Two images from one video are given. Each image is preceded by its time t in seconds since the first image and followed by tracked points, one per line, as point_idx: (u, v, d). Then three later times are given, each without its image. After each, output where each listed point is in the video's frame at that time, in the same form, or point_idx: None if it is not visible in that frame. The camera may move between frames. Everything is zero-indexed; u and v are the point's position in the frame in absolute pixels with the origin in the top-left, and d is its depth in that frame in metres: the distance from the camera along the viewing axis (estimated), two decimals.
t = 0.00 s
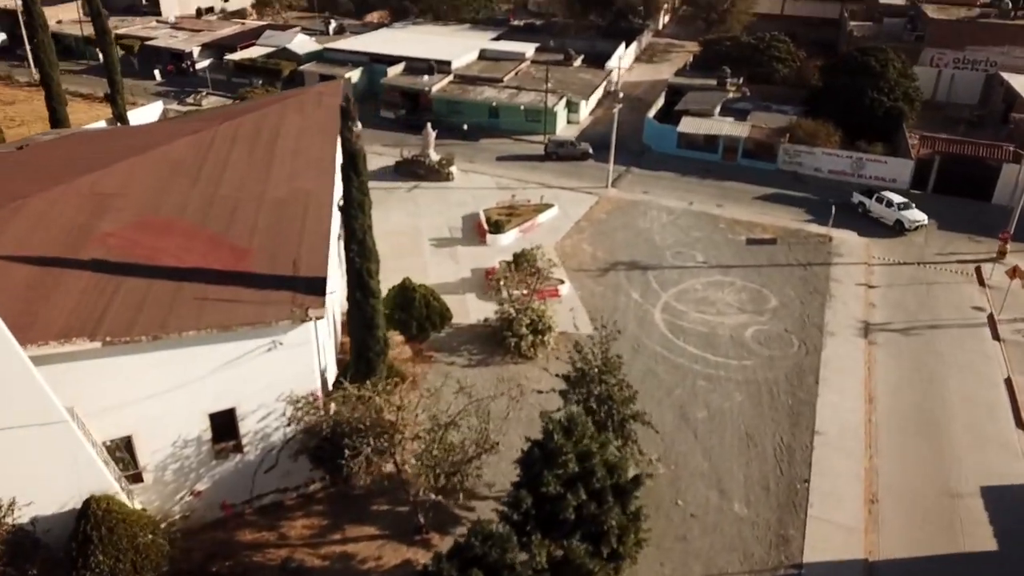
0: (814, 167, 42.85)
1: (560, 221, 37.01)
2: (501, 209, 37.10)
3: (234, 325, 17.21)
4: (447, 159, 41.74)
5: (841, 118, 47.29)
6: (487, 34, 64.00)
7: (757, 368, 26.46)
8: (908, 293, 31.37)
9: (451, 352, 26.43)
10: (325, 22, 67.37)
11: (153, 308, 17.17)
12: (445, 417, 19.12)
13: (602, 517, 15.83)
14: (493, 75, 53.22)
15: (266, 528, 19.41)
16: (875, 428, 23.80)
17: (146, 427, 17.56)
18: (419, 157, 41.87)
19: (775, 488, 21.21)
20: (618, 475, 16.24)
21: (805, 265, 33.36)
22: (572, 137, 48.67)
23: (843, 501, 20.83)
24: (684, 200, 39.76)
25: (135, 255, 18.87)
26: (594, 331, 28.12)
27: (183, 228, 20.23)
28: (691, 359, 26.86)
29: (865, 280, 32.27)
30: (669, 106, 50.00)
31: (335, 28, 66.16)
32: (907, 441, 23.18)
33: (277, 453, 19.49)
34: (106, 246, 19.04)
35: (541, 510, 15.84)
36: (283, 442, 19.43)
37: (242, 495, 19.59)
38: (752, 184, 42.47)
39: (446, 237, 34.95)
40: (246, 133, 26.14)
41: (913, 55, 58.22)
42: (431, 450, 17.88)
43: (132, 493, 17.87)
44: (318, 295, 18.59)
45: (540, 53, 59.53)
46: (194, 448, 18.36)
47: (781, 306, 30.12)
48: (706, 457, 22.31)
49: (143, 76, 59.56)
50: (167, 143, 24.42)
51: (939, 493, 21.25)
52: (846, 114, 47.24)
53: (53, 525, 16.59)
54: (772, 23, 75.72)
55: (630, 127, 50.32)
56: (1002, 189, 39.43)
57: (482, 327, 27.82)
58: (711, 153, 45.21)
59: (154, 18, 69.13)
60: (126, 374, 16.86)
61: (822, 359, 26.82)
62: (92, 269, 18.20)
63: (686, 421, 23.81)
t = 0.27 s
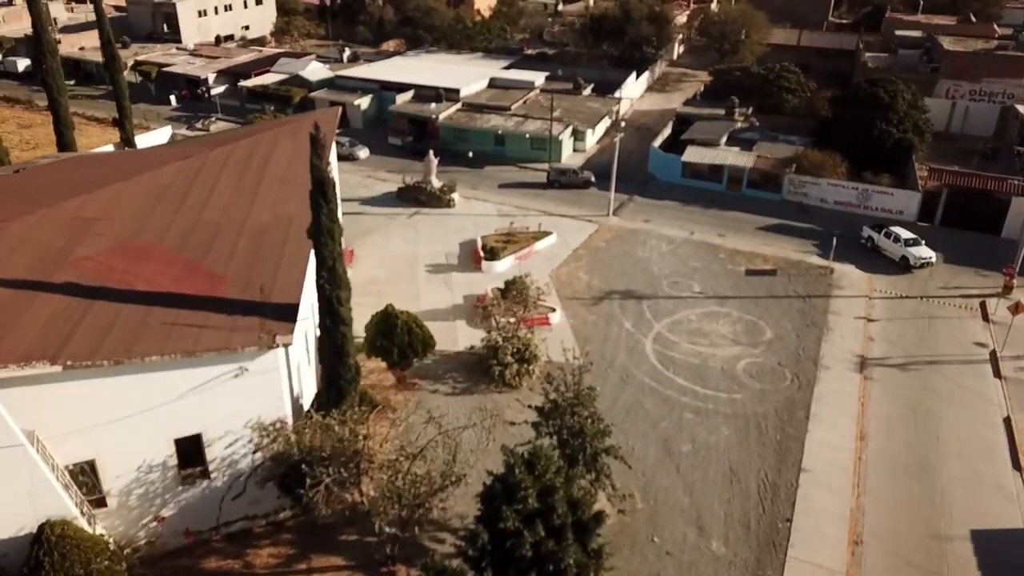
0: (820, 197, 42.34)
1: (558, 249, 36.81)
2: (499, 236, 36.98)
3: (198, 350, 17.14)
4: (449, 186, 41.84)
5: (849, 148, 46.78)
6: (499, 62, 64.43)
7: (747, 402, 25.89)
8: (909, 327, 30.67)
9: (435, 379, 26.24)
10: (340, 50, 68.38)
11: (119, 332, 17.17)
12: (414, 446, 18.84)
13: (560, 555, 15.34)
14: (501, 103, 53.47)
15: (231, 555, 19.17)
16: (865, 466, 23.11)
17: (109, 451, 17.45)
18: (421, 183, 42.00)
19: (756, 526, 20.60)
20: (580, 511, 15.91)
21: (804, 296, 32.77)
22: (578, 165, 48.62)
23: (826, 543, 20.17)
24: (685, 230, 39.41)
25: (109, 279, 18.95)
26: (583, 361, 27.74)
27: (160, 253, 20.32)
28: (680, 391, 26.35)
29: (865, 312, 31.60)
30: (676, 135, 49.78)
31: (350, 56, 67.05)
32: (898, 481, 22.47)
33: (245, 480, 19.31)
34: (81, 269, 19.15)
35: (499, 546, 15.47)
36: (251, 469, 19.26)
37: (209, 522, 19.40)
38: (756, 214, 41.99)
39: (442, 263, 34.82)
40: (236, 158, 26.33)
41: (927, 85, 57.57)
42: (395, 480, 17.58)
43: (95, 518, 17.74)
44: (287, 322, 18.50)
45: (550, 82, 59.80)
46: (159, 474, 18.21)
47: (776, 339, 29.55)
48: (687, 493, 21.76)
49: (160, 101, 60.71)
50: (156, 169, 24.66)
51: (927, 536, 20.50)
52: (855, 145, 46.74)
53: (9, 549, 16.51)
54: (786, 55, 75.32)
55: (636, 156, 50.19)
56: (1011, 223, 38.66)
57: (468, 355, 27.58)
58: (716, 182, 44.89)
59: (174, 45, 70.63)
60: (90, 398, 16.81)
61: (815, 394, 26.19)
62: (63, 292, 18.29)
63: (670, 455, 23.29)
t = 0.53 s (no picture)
0: (826, 203, 41.57)
1: (555, 252, 36.51)
2: (496, 238, 36.72)
3: (163, 351, 17.09)
4: (450, 187, 41.70)
5: (859, 153, 45.84)
6: (509, 63, 64.18)
7: (734, 411, 25.44)
8: (908, 338, 29.97)
9: (419, 383, 26.11)
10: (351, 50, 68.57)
11: (85, 331, 17.18)
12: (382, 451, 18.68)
13: (514, 567, 15.12)
14: (508, 104, 53.24)
15: (199, 557, 19.11)
16: (850, 479, 22.60)
17: (75, 450, 17.45)
18: (421, 184, 41.90)
19: (732, 540, 20.22)
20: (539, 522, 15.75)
21: (802, 303, 32.18)
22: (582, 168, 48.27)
23: (802, 558, 19.73)
24: (685, 234, 38.94)
25: (82, 278, 19.01)
26: (569, 366, 27.44)
27: (136, 252, 20.37)
28: (666, 399, 25.94)
29: (863, 321, 30.94)
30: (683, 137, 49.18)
31: (361, 56, 67.18)
32: (883, 496, 21.94)
33: (214, 481, 19.25)
34: (54, 268, 19.23)
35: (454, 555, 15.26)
36: (220, 471, 19.20)
37: (178, 523, 19.37)
38: (759, 219, 41.32)
39: (437, 265, 34.61)
40: (224, 157, 26.33)
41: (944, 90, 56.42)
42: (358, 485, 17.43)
43: (61, 517, 17.75)
44: (255, 324, 18.40)
45: (559, 83, 59.48)
46: (126, 474, 18.19)
47: (770, 347, 29.04)
48: (664, 503, 21.42)
49: (171, 100, 61.27)
50: (143, 167, 24.72)
51: (908, 554, 20.00)
52: (864, 151, 45.73)
53: None
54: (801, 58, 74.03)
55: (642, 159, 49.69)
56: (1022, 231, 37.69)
57: (454, 358, 27.39)
58: (720, 187, 44.21)
59: (188, 44, 71.27)
60: (54, 397, 16.81)
61: (804, 404, 25.66)
62: (35, 291, 18.37)
63: (650, 464, 22.93)
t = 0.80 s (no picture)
0: (834, 209, 40.78)
1: (553, 255, 36.23)
2: (494, 240, 36.49)
3: (129, 352, 17.10)
4: (452, 188, 41.60)
5: (870, 159, 44.87)
6: (521, 64, 63.95)
7: (721, 421, 24.99)
8: (908, 350, 29.26)
9: (404, 386, 25.96)
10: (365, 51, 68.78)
11: (54, 331, 17.28)
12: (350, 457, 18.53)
13: None
14: (516, 105, 53.01)
15: (169, 558, 19.06)
16: (836, 494, 22.07)
17: (43, 449, 17.54)
18: (423, 185, 41.83)
19: (708, 554, 19.83)
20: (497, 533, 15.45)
21: (801, 312, 31.58)
22: (588, 170, 47.91)
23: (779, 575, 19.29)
24: (687, 239, 38.43)
25: (58, 278, 19.17)
26: (557, 372, 27.14)
27: (115, 253, 20.49)
28: (653, 408, 25.54)
29: (863, 331, 30.26)
30: (692, 141, 48.56)
31: (374, 56, 67.34)
32: (868, 512, 21.40)
33: (185, 483, 19.22)
34: (32, 268, 19.42)
35: (410, 565, 15.07)
36: (191, 472, 19.17)
37: (149, 523, 19.37)
38: (764, 225, 40.65)
39: (433, 266, 34.44)
40: (214, 158, 26.44)
41: (963, 94, 55.15)
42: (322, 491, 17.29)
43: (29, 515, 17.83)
44: (225, 326, 18.35)
45: (570, 85, 59.13)
46: (96, 473, 18.23)
47: (763, 356, 28.52)
48: (642, 515, 21.05)
49: (185, 98, 61.86)
50: (131, 167, 24.89)
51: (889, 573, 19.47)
52: (875, 157, 44.71)
53: None
54: (822, 58, 73.82)
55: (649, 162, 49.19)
56: None
57: (442, 362, 27.22)
58: (727, 191, 43.55)
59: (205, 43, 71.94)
60: (22, 396, 16.93)
61: (795, 416, 25.13)
62: (10, 290, 18.58)
63: (631, 474, 22.56)
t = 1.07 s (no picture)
0: (842, 216, 40.01)
1: (552, 258, 35.94)
2: (493, 243, 36.26)
3: (98, 351, 17.14)
4: (455, 190, 41.47)
5: (883, 164, 43.91)
6: (534, 66, 63.65)
7: (709, 431, 24.54)
8: (908, 361, 28.56)
9: (389, 389, 25.88)
10: (380, 51, 68.95)
11: (25, 330, 17.39)
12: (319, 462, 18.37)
13: None
14: (526, 106, 52.73)
15: (140, 557, 19.02)
16: (821, 509, 21.55)
17: (14, 447, 17.67)
18: (426, 186, 41.74)
19: (684, 567, 19.45)
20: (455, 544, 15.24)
21: (800, 320, 30.97)
22: (595, 174, 47.53)
23: None
24: (690, 244, 37.93)
25: (36, 276, 19.32)
26: (546, 377, 26.87)
27: (95, 251, 20.62)
28: (640, 416, 25.15)
29: (862, 341, 29.58)
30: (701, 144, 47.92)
31: (389, 56, 67.46)
32: (852, 528, 20.87)
33: (157, 483, 19.22)
34: (12, 266, 19.59)
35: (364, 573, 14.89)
36: (163, 472, 19.16)
37: (122, 522, 19.41)
38: (770, 231, 39.98)
39: (430, 268, 34.30)
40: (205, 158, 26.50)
41: (985, 99, 53.86)
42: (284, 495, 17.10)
43: None
44: (198, 327, 18.35)
45: (582, 87, 58.74)
46: (67, 472, 18.32)
47: (757, 365, 28.00)
48: (619, 525, 20.70)
49: (200, 97, 62.42)
50: (121, 166, 25.01)
51: None
52: (888, 163, 43.80)
53: None
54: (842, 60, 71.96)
55: (658, 165, 48.67)
56: None
57: (430, 365, 27.06)
58: (735, 196, 42.90)
59: (223, 42, 72.56)
60: None
61: (785, 428, 24.61)
62: None
63: (612, 484, 22.19)
